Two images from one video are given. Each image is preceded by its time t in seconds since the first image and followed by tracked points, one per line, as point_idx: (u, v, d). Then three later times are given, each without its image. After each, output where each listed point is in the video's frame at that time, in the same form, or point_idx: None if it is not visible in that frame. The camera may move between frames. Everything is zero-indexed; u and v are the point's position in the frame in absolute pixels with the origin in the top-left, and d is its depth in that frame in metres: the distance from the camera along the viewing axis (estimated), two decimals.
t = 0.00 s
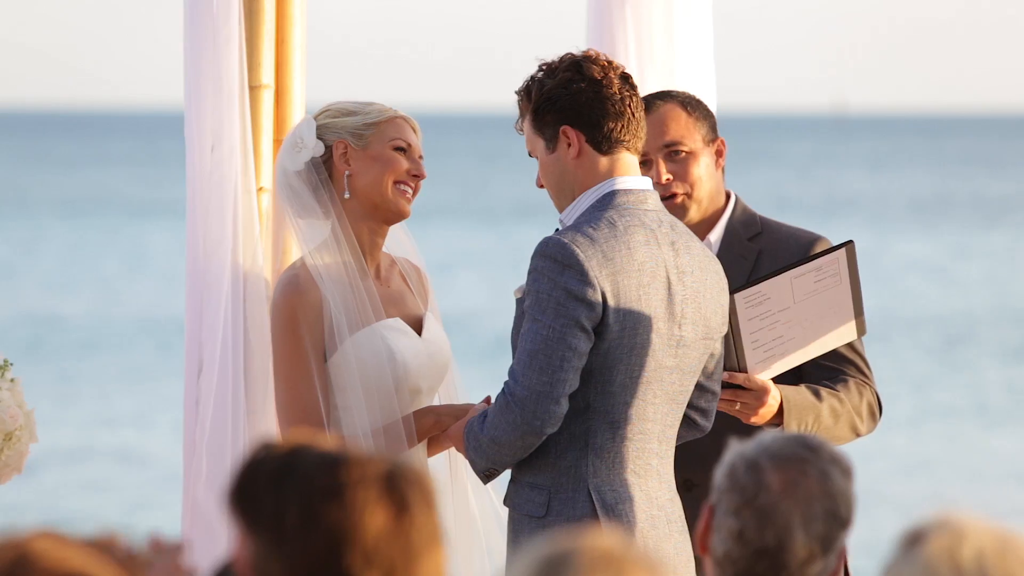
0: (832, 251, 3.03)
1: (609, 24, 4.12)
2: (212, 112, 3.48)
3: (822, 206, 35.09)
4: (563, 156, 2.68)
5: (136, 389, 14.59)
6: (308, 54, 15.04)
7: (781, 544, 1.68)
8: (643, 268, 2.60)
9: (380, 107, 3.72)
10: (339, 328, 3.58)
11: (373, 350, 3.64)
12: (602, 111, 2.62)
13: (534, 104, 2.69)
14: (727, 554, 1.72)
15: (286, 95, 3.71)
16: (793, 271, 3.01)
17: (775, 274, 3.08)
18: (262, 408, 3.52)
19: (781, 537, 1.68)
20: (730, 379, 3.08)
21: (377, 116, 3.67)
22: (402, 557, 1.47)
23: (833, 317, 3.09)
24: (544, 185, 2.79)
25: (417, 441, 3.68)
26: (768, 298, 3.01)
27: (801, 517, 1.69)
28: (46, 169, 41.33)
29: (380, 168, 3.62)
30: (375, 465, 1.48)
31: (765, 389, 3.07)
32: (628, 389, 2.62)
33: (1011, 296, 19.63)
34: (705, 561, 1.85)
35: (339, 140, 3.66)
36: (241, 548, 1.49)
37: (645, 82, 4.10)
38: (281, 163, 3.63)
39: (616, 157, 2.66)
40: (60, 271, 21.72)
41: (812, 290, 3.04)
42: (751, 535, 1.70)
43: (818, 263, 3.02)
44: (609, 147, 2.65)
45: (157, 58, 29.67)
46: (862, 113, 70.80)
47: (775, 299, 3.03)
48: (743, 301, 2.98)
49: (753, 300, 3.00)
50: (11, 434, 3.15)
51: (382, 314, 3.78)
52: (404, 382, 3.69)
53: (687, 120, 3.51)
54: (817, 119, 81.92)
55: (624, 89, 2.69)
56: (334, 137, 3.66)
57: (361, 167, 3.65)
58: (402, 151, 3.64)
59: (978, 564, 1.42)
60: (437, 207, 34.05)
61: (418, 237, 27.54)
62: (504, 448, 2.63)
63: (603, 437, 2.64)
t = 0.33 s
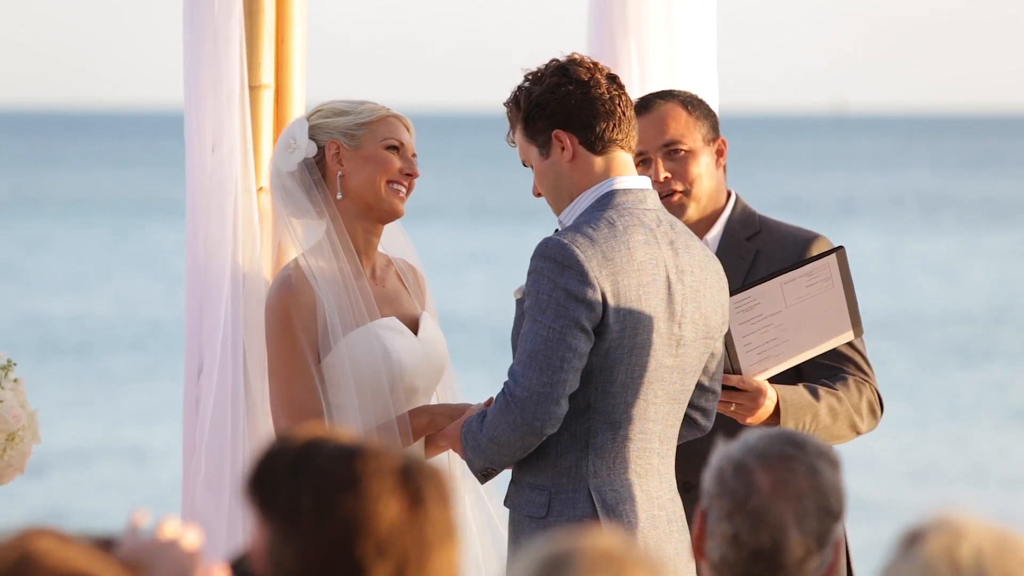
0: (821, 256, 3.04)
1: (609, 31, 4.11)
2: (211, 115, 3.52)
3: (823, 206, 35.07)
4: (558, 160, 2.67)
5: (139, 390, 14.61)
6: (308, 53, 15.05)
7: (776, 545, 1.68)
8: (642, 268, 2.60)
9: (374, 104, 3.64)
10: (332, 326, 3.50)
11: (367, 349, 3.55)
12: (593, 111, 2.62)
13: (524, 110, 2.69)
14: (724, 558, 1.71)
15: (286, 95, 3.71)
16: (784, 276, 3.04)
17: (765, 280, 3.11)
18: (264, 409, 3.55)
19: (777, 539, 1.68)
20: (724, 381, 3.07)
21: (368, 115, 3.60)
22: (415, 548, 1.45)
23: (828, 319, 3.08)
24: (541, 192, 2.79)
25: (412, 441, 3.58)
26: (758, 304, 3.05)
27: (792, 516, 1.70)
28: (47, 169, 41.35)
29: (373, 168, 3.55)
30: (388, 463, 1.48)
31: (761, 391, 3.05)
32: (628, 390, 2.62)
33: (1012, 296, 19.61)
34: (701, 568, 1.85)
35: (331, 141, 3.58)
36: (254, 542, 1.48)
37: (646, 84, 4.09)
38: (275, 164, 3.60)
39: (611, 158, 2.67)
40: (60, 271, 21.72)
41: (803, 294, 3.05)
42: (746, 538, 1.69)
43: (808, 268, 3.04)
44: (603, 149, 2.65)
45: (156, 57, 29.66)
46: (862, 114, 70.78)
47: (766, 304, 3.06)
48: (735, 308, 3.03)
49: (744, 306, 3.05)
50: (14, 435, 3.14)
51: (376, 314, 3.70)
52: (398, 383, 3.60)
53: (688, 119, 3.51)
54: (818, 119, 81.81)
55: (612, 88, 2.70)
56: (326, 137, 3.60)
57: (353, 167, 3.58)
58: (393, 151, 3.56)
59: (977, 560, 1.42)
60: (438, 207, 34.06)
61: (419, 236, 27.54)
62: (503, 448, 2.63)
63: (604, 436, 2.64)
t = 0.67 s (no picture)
0: (825, 249, 3.04)
1: (607, 30, 4.11)
2: (208, 117, 3.53)
3: (823, 206, 35.09)
4: (553, 162, 2.68)
5: (137, 389, 14.62)
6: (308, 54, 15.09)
7: (759, 542, 1.68)
8: (639, 269, 2.60)
9: (370, 102, 3.62)
10: (329, 324, 3.48)
11: (363, 348, 3.55)
12: (588, 112, 2.62)
13: (520, 113, 2.69)
14: (710, 564, 1.71)
15: (286, 95, 3.71)
16: (787, 269, 3.01)
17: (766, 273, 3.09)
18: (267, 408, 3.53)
19: (757, 537, 1.68)
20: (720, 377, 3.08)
21: (364, 115, 3.56)
22: (430, 543, 1.41)
23: (824, 318, 3.09)
24: (538, 194, 2.78)
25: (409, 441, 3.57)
26: (761, 297, 3.02)
27: (758, 507, 1.70)
28: (47, 169, 41.37)
29: (368, 170, 3.54)
30: (406, 453, 1.45)
31: (754, 390, 3.07)
32: (627, 390, 2.63)
33: (1012, 296, 19.65)
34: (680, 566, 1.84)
35: (325, 142, 3.55)
36: (265, 536, 1.46)
37: (644, 80, 4.09)
38: (270, 164, 3.57)
39: (607, 157, 2.66)
40: (62, 272, 21.76)
41: (805, 288, 3.05)
42: (722, 541, 1.69)
43: (810, 263, 3.03)
44: (599, 148, 2.65)
45: (157, 57, 29.73)
46: (862, 114, 70.83)
47: (767, 298, 3.03)
48: (738, 300, 2.99)
49: (746, 299, 3.00)
50: (15, 436, 3.15)
51: (371, 312, 3.69)
52: (395, 382, 3.60)
53: (688, 116, 3.52)
54: (817, 120, 81.88)
55: (607, 89, 2.69)
56: (321, 138, 3.56)
57: (349, 169, 3.56)
58: (389, 153, 3.54)
59: (976, 561, 1.42)
60: (438, 207, 34.07)
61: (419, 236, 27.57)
62: (501, 449, 2.62)
63: (603, 436, 2.64)
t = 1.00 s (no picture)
0: (821, 253, 3.05)
1: (607, 31, 4.12)
2: (207, 115, 3.54)
3: (823, 206, 35.10)
4: (551, 162, 2.68)
5: (137, 388, 14.64)
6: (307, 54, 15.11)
7: (746, 545, 1.68)
8: (637, 269, 2.59)
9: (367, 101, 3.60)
10: (328, 322, 3.48)
11: (360, 348, 3.54)
12: (585, 113, 2.62)
13: (517, 112, 2.69)
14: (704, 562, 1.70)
15: (286, 95, 3.71)
16: (782, 272, 3.01)
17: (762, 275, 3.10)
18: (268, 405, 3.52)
19: (745, 539, 1.68)
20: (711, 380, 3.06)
21: (361, 121, 3.52)
22: (434, 536, 1.40)
23: (817, 321, 3.11)
24: (535, 194, 2.78)
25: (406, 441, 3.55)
26: (757, 298, 3.00)
27: (744, 509, 1.70)
28: (47, 169, 41.41)
29: (363, 179, 3.53)
30: (413, 448, 1.44)
31: (743, 394, 3.06)
32: (625, 390, 2.63)
33: (1010, 296, 19.69)
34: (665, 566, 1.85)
35: (320, 147, 3.52)
36: (268, 532, 1.46)
37: (642, 81, 4.10)
38: (265, 162, 3.54)
39: (605, 158, 2.66)
40: (63, 271, 21.77)
41: (799, 291, 3.06)
42: (710, 544, 1.68)
43: (806, 265, 3.04)
44: (596, 149, 2.64)
45: (156, 57, 29.73)
46: (862, 115, 70.91)
47: (763, 299, 3.02)
48: (733, 300, 2.97)
49: (742, 300, 2.99)
50: (16, 434, 3.14)
51: (365, 312, 3.69)
52: (392, 382, 3.59)
53: (686, 117, 3.51)
54: (817, 121, 81.90)
55: (603, 89, 2.69)
56: (317, 142, 3.52)
57: (343, 177, 3.54)
58: (385, 160, 3.52)
59: (974, 556, 1.43)
60: (437, 207, 34.10)
61: (418, 237, 27.59)
62: (500, 449, 2.62)
63: (601, 436, 2.64)
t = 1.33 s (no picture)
0: (822, 254, 3.05)
1: (607, 33, 4.11)
2: (206, 114, 3.54)
3: (824, 206, 35.11)
4: (550, 161, 2.68)
5: (138, 388, 14.62)
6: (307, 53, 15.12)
7: (739, 544, 1.68)
8: (637, 269, 2.60)
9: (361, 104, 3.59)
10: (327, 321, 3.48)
11: (356, 348, 3.54)
12: (584, 113, 2.62)
13: (516, 113, 2.69)
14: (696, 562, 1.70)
15: (285, 93, 3.70)
16: (784, 273, 3.01)
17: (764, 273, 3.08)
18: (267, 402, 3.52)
19: (737, 537, 1.68)
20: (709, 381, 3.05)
21: (355, 129, 3.50)
22: (440, 533, 1.40)
23: (816, 322, 3.12)
24: (534, 194, 2.79)
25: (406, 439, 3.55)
26: (757, 298, 2.99)
27: (742, 511, 1.70)
28: (46, 169, 41.39)
29: (355, 186, 3.53)
30: (421, 446, 1.43)
31: (741, 395, 3.06)
32: (624, 390, 2.63)
33: (1010, 295, 19.70)
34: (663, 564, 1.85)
35: (312, 154, 3.52)
36: (273, 527, 1.45)
37: (641, 84, 4.10)
38: (258, 165, 3.53)
39: (603, 158, 2.66)
40: (64, 271, 21.78)
41: (800, 292, 3.05)
42: (707, 546, 1.69)
43: (808, 265, 3.04)
44: (595, 149, 2.64)
45: (156, 57, 29.77)
46: (862, 114, 70.97)
47: (763, 300, 3.01)
48: (734, 301, 2.96)
49: (743, 298, 2.97)
50: (17, 433, 3.14)
51: (363, 312, 3.68)
52: (387, 380, 3.59)
53: (690, 122, 3.50)
54: (816, 121, 81.97)
55: (603, 89, 2.69)
56: (309, 149, 3.52)
57: (334, 184, 3.55)
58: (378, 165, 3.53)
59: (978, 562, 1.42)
60: (437, 207, 34.12)
61: (418, 236, 27.58)
62: (499, 448, 2.62)
63: (601, 435, 2.65)
